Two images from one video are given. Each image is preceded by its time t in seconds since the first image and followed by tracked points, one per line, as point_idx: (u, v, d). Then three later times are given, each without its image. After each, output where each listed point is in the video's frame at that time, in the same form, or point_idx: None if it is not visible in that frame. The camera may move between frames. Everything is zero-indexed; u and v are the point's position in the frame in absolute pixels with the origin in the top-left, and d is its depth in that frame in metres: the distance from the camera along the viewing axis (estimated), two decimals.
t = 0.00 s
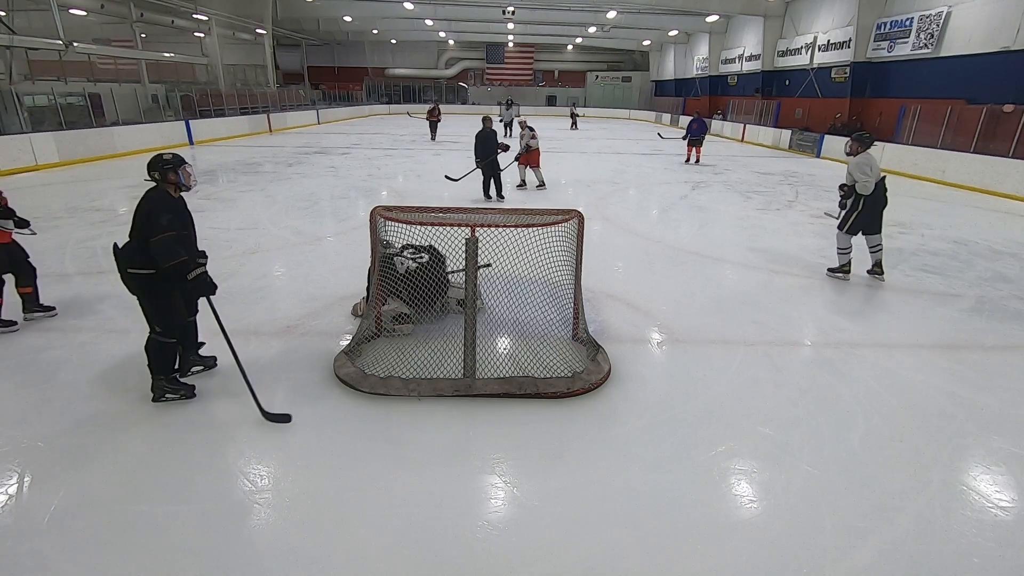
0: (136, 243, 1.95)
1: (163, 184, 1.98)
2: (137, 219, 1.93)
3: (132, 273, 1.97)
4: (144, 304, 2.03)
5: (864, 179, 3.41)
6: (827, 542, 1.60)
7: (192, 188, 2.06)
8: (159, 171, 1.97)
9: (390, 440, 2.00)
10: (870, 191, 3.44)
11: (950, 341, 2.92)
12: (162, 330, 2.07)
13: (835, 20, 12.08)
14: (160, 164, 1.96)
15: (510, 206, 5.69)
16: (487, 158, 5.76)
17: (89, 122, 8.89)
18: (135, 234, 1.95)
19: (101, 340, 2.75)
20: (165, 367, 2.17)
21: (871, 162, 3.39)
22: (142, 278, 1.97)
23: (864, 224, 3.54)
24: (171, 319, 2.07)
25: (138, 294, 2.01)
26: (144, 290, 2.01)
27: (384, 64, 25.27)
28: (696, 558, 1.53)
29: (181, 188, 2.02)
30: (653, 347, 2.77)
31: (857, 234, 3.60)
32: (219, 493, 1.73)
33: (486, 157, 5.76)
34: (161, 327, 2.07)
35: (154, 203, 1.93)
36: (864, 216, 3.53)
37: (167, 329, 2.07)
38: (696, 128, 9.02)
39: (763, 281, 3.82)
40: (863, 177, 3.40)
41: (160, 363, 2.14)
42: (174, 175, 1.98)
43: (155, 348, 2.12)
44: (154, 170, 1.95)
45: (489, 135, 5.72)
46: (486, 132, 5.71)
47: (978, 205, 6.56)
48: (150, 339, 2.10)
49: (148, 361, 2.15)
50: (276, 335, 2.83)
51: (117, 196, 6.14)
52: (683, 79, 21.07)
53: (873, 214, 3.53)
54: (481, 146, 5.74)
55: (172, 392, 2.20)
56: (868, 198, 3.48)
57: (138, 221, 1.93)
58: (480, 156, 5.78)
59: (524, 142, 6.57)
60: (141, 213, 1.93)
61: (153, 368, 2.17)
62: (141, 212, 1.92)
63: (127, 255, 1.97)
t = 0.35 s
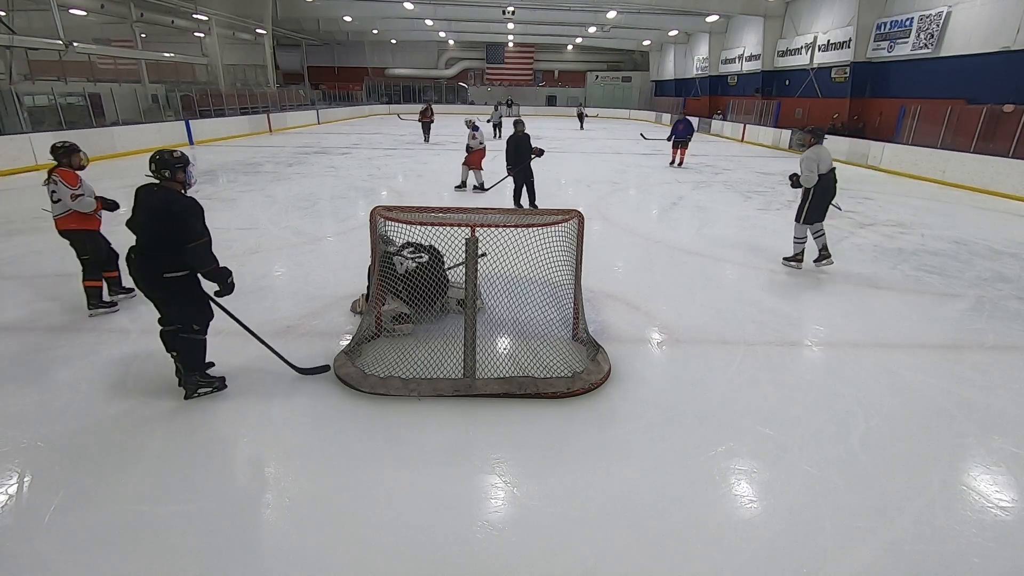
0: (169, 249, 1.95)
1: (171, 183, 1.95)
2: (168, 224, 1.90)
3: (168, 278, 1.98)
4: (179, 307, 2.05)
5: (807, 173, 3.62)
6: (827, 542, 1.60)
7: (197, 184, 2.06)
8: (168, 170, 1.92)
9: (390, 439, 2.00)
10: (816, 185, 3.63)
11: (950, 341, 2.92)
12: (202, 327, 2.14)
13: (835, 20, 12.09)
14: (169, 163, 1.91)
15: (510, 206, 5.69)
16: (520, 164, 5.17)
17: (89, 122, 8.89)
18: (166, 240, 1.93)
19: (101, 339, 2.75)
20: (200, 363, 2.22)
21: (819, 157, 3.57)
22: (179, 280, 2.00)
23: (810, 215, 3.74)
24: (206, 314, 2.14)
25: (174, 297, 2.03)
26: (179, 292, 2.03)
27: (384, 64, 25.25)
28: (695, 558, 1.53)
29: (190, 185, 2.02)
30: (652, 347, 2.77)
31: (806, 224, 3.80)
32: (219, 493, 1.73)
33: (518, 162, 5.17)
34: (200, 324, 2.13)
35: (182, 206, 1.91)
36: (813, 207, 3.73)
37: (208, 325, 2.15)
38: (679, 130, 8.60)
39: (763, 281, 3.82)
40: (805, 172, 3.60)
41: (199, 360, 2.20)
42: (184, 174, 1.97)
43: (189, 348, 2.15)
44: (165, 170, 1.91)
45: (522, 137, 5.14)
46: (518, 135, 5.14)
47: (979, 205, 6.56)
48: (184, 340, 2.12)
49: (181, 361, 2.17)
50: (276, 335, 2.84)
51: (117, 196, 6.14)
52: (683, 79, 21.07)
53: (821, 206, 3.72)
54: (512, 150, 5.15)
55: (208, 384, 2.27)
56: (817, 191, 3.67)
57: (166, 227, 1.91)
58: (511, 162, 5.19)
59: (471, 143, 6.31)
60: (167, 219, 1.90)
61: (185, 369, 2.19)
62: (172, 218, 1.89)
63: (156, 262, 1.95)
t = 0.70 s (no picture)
0: (189, 248, 1.99)
1: (177, 183, 1.96)
2: (188, 222, 1.95)
3: (185, 275, 2.02)
4: (194, 303, 2.09)
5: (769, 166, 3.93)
6: (827, 542, 1.60)
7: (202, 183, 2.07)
8: (174, 168, 1.94)
9: (390, 440, 2.00)
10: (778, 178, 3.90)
11: (950, 341, 2.92)
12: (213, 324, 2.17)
13: (835, 20, 12.09)
14: (178, 162, 1.93)
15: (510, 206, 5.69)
16: (554, 171, 4.81)
17: (89, 123, 8.88)
18: (185, 238, 1.97)
19: (102, 339, 2.75)
20: (206, 362, 2.23)
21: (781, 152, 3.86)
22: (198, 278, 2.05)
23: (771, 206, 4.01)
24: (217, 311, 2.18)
25: (189, 294, 2.06)
26: (195, 290, 2.07)
27: (384, 64, 25.25)
28: (695, 558, 1.53)
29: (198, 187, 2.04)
30: (652, 347, 2.77)
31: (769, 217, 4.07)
32: (219, 494, 1.73)
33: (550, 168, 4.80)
34: (211, 322, 2.16)
35: (200, 205, 1.96)
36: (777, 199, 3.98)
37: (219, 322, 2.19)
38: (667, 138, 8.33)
39: (764, 281, 3.81)
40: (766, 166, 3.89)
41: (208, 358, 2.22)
42: (192, 173, 1.98)
43: (196, 346, 2.16)
44: (176, 170, 1.93)
45: (559, 142, 4.75)
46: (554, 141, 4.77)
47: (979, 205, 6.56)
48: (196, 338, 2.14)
49: (190, 360, 2.17)
50: (276, 335, 2.84)
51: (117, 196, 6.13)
52: (683, 79, 21.05)
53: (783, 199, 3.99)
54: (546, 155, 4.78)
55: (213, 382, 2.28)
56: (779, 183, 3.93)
57: (186, 224, 1.95)
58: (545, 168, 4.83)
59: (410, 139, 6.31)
60: (186, 217, 1.95)
61: (193, 367, 2.20)
62: (192, 216, 1.94)
63: (178, 260, 1.99)
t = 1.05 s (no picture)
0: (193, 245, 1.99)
1: (184, 180, 1.98)
2: (193, 220, 1.95)
3: (190, 271, 2.03)
4: (201, 298, 2.10)
5: (745, 158, 4.34)
6: (826, 541, 1.60)
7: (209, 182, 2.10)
8: (182, 166, 1.97)
9: (389, 439, 2.00)
10: (754, 168, 4.32)
11: (950, 341, 2.92)
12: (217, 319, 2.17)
13: (835, 20, 12.09)
14: (187, 160, 1.96)
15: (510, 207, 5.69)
16: (597, 182, 4.40)
17: (89, 123, 8.88)
18: (188, 235, 1.97)
19: (101, 339, 2.75)
20: (211, 359, 2.23)
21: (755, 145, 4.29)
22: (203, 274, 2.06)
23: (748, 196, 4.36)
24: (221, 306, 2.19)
25: (195, 289, 2.08)
26: (200, 285, 2.08)
27: (384, 64, 25.25)
28: (694, 558, 1.53)
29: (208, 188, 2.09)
30: (652, 347, 2.77)
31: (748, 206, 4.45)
32: (220, 494, 1.73)
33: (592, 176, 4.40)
34: (215, 318, 2.16)
35: (206, 202, 1.97)
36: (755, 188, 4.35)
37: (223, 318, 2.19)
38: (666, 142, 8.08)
39: (763, 281, 3.81)
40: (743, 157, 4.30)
41: (213, 355, 2.22)
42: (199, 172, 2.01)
43: (200, 344, 2.16)
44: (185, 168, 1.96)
45: (606, 152, 4.33)
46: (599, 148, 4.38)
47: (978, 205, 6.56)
48: (200, 334, 2.14)
49: (194, 357, 2.18)
50: (276, 335, 2.84)
51: (117, 197, 6.13)
52: (683, 79, 21.06)
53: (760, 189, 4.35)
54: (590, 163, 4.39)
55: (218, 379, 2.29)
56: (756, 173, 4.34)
57: (190, 221, 1.96)
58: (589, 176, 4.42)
59: (359, 137, 6.77)
60: (192, 216, 1.95)
61: (198, 363, 2.20)
62: (197, 213, 1.95)
63: (182, 257, 2.00)
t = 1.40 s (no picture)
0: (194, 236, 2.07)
1: (185, 176, 2.07)
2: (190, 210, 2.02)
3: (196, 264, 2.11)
4: (210, 289, 2.19)
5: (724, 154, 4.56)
6: (827, 542, 1.60)
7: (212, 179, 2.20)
8: (184, 162, 2.06)
9: (389, 440, 2.00)
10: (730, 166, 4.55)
11: (950, 341, 2.92)
12: (229, 310, 2.25)
13: (835, 20, 12.09)
14: (188, 156, 2.06)
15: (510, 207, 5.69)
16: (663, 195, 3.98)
17: (89, 123, 8.88)
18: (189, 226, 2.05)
19: (100, 340, 2.74)
20: (223, 348, 2.30)
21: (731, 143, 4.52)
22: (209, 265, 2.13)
23: (725, 191, 4.64)
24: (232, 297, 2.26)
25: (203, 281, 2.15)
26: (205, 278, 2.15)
27: (384, 64, 25.26)
28: (694, 558, 1.53)
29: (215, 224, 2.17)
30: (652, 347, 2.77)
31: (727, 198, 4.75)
32: (220, 493, 1.73)
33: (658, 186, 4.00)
34: (228, 308, 2.24)
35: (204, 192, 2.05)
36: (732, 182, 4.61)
37: (236, 308, 2.27)
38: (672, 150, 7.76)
39: (764, 281, 3.81)
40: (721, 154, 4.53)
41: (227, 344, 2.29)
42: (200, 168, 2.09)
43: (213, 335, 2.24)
44: (186, 163, 2.06)
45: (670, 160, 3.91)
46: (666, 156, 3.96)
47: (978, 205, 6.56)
48: (214, 324, 2.22)
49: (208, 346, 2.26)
50: (276, 335, 2.84)
51: (117, 196, 6.13)
52: (683, 79, 21.06)
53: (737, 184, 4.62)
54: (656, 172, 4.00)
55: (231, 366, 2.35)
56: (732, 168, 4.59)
57: (189, 213, 2.03)
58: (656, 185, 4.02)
59: (323, 132, 7.00)
60: (190, 209, 2.02)
61: (213, 353, 2.28)
62: (195, 204, 2.02)
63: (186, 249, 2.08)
